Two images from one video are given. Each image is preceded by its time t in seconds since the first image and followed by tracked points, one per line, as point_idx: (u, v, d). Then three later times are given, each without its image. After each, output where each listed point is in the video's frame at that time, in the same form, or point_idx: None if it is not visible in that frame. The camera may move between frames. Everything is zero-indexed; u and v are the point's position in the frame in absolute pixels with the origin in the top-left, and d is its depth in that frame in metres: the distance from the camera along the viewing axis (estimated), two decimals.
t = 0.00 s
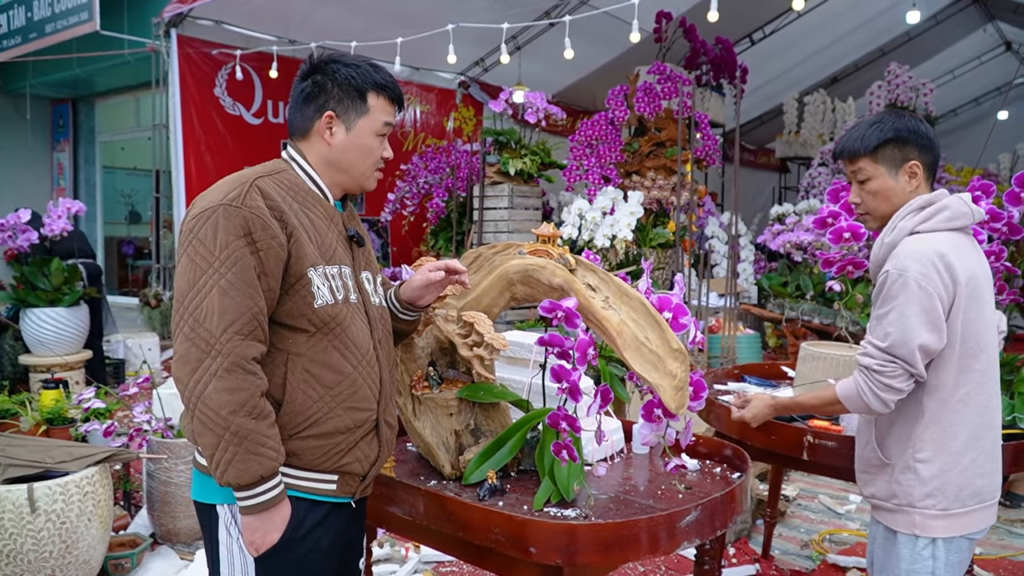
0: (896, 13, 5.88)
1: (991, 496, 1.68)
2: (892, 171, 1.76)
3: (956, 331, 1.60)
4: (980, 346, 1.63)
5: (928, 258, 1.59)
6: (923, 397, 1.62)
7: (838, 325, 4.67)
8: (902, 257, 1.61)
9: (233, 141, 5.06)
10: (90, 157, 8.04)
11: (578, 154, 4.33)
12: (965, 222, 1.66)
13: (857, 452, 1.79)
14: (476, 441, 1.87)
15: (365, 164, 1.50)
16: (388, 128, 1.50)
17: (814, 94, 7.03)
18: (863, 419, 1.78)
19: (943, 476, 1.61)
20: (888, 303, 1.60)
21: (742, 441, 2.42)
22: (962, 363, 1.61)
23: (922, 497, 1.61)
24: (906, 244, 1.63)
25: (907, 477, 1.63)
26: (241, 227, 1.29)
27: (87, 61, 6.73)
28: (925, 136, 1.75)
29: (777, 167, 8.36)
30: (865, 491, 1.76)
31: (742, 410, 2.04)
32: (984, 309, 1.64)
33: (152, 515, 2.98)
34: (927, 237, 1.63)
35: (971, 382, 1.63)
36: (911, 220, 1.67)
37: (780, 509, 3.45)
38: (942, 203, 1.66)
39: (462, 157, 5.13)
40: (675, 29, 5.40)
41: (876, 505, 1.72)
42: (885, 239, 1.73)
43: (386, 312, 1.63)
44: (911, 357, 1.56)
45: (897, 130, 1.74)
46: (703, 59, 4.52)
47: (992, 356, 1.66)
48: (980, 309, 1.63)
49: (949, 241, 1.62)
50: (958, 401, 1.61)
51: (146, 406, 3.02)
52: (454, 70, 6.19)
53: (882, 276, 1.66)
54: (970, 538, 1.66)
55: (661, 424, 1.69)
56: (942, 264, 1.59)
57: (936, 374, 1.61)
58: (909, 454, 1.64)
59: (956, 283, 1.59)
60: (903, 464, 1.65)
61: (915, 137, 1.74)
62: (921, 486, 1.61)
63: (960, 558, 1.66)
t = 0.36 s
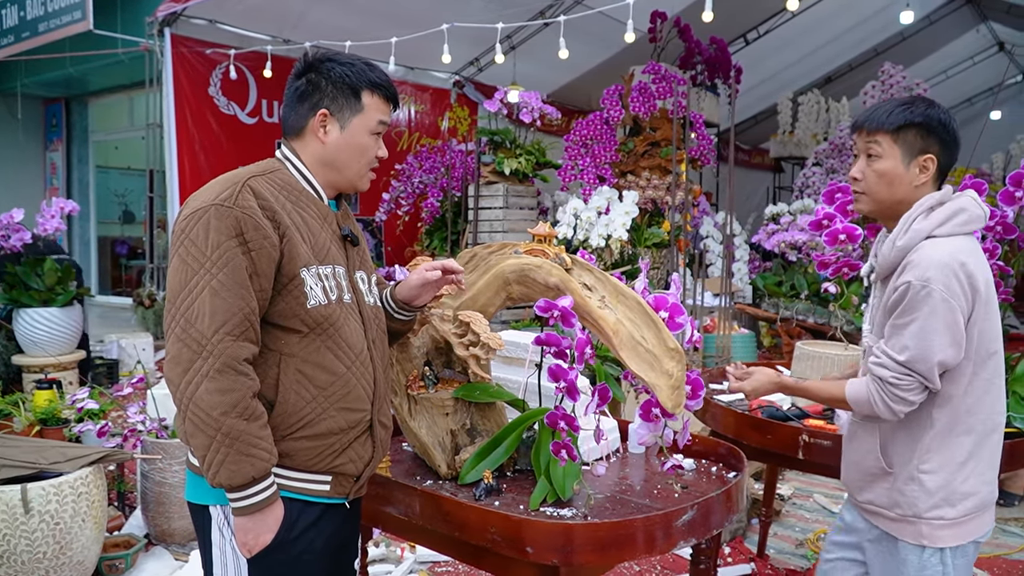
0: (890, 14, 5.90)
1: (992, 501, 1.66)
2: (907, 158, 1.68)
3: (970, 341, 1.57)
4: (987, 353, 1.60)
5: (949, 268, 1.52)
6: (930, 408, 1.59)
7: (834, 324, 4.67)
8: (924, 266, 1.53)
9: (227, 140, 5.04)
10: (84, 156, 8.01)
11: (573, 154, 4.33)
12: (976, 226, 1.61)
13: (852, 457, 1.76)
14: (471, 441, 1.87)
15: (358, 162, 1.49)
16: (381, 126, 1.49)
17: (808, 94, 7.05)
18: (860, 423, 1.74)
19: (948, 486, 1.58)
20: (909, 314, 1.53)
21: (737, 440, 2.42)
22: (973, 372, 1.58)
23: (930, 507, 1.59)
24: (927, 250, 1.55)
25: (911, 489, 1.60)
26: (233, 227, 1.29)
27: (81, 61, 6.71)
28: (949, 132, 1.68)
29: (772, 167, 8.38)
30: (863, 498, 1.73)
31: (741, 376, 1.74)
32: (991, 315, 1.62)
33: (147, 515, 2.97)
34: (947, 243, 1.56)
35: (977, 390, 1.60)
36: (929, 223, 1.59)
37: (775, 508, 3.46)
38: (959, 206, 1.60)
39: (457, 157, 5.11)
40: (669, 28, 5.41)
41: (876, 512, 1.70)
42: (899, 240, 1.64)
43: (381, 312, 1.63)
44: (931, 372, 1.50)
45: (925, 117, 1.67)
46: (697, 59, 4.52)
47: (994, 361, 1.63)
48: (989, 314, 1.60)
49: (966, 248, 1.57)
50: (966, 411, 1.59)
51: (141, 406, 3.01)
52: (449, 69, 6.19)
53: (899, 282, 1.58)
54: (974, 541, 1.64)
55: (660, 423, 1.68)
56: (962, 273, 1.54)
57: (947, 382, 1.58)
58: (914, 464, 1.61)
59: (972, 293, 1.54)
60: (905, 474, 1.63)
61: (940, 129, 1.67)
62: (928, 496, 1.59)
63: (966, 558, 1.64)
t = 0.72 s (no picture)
0: (882, 14, 5.93)
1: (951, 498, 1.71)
2: (874, 153, 1.70)
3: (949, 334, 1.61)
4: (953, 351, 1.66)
5: (935, 258, 1.55)
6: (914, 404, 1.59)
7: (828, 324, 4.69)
8: (915, 256, 1.55)
9: (221, 140, 5.03)
10: (76, 156, 7.97)
11: (567, 153, 4.33)
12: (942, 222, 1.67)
13: (822, 457, 1.74)
14: (467, 441, 1.87)
15: (351, 161, 1.48)
16: (373, 125, 1.48)
17: (801, 94, 7.07)
18: (832, 422, 1.71)
19: (928, 483, 1.60)
20: (911, 305, 1.52)
21: (731, 439, 2.43)
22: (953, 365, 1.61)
23: (912, 504, 1.59)
24: (913, 244, 1.57)
25: (897, 488, 1.59)
26: (225, 227, 1.29)
27: (74, 60, 6.68)
28: (916, 136, 1.72)
29: (765, 167, 8.40)
30: (835, 497, 1.72)
31: (744, 355, 1.61)
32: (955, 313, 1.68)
33: (140, 516, 2.96)
34: (926, 236, 1.59)
35: (949, 387, 1.64)
36: (906, 217, 1.62)
37: (770, 508, 3.47)
38: (929, 201, 1.64)
39: (452, 157, 5.11)
40: (664, 28, 5.42)
41: (849, 510, 1.70)
42: (876, 233, 1.64)
43: (376, 312, 1.63)
44: (941, 360, 1.51)
45: (894, 117, 1.70)
46: (691, 59, 4.53)
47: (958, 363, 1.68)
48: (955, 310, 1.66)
49: (940, 241, 1.61)
50: (943, 407, 1.62)
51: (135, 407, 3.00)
52: (443, 69, 6.18)
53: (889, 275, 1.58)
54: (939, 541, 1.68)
55: (663, 423, 1.68)
56: (944, 264, 1.58)
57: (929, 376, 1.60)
58: (900, 461, 1.60)
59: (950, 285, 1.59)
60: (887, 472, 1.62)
61: (907, 132, 1.71)
62: (910, 494, 1.59)
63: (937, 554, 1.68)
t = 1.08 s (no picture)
0: (876, 15, 5.94)
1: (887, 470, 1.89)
2: (821, 148, 1.85)
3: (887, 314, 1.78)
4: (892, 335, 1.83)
5: (881, 236, 1.72)
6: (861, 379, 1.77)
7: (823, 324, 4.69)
8: (865, 232, 1.70)
9: (216, 140, 5.01)
10: (69, 156, 7.93)
11: (562, 154, 4.32)
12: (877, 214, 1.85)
13: (773, 432, 1.89)
14: (463, 441, 1.86)
15: (346, 159, 1.48)
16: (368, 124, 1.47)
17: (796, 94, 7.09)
18: (780, 398, 1.87)
19: (875, 455, 1.78)
20: (862, 275, 1.67)
21: (727, 439, 2.44)
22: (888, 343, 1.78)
23: (861, 475, 1.77)
24: (862, 224, 1.73)
25: (848, 457, 1.77)
26: (220, 230, 1.28)
27: (67, 60, 6.65)
28: (856, 136, 1.88)
29: (759, 167, 8.43)
30: (785, 472, 1.87)
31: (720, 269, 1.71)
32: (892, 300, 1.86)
33: (135, 517, 2.95)
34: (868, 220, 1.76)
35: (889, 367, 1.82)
36: (852, 203, 1.78)
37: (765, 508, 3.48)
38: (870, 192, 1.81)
39: (446, 157, 5.09)
40: (658, 28, 5.42)
41: (799, 484, 1.84)
42: (825, 214, 1.79)
43: (373, 312, 1.62)
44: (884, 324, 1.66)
45: (839, 118, 1.86)
46: (686, 59, 4.53)
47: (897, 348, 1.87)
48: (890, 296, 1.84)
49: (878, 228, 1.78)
50: (885, 384, 1.80)
51: (129, 408, 2.99)
52: (438, 69, 6.18)
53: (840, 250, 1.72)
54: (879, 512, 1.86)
55: (659, 423, 1.69)
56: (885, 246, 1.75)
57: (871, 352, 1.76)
58: (850, 433, 1.78)
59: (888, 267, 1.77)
60: (838, 444, 1.78)
61: (850, 133, 1.87)
62: (859, 465, 1.77)
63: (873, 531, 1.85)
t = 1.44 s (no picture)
0: (869, 15, 5.96)
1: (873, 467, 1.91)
2: (805, 152, 1.86)
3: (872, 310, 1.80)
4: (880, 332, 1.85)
5: (865, 233, 1.74)
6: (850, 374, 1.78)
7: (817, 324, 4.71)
8: (849, 228, 1.72)
9: (210, 140, 5.00)
10: (62, 156, 7.90)
11: (556, 154, 4.33)
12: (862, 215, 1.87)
13: (762, 428, 1.89)
14: (459, 441, 1.87)
15: (336, 157, 1.48)
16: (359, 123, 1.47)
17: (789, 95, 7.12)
18: (767, 394, 1.88)
19: (866, 451, 1.79)
20: (843, 268, 1.68)
21: (720, 440, 2.46)
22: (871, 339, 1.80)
23: (854, 470, 1.78)
24: (846, 220, 1.75)
25: (839, 453, 1.77)
26: (213, 231, 1.28)
27: (60, 59, 6.63)
28: (839, 140, 1.90)
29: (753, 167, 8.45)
30: (776, 468, 1.87)
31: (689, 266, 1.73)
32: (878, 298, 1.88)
33: (129, 519, 2.94)
34: (852, 217, 1.78)
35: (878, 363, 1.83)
36: (838, 201, 1.80)
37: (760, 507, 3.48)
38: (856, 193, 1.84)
39: (440, 157, 5.08)
40: (653, 29, 5.44)
41: (789, 480, 1.85)
42: (810, 211, 1.81)
43: (367, 312, 1.62)
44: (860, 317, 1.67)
45: (822, 121, 1.88)
46: (680, 60, 4.54)
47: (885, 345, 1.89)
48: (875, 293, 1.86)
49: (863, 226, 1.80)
50: (873, 381, 1.81)
51: (123, 409, 2.98)
52: (432, 69, 6.18)
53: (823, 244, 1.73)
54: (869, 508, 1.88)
55: (650, 425, 1.66)
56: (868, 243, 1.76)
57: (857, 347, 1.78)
58: (841, 429, 1.78)
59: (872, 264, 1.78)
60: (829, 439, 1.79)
61: (833, 135, 1.88)
62: (852, 461, 1.78)
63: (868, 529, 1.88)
